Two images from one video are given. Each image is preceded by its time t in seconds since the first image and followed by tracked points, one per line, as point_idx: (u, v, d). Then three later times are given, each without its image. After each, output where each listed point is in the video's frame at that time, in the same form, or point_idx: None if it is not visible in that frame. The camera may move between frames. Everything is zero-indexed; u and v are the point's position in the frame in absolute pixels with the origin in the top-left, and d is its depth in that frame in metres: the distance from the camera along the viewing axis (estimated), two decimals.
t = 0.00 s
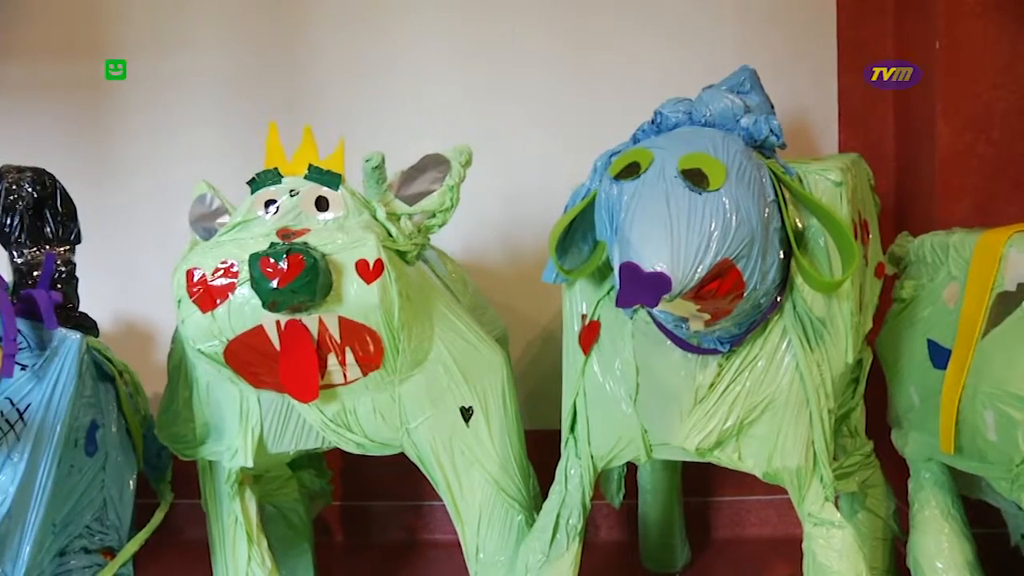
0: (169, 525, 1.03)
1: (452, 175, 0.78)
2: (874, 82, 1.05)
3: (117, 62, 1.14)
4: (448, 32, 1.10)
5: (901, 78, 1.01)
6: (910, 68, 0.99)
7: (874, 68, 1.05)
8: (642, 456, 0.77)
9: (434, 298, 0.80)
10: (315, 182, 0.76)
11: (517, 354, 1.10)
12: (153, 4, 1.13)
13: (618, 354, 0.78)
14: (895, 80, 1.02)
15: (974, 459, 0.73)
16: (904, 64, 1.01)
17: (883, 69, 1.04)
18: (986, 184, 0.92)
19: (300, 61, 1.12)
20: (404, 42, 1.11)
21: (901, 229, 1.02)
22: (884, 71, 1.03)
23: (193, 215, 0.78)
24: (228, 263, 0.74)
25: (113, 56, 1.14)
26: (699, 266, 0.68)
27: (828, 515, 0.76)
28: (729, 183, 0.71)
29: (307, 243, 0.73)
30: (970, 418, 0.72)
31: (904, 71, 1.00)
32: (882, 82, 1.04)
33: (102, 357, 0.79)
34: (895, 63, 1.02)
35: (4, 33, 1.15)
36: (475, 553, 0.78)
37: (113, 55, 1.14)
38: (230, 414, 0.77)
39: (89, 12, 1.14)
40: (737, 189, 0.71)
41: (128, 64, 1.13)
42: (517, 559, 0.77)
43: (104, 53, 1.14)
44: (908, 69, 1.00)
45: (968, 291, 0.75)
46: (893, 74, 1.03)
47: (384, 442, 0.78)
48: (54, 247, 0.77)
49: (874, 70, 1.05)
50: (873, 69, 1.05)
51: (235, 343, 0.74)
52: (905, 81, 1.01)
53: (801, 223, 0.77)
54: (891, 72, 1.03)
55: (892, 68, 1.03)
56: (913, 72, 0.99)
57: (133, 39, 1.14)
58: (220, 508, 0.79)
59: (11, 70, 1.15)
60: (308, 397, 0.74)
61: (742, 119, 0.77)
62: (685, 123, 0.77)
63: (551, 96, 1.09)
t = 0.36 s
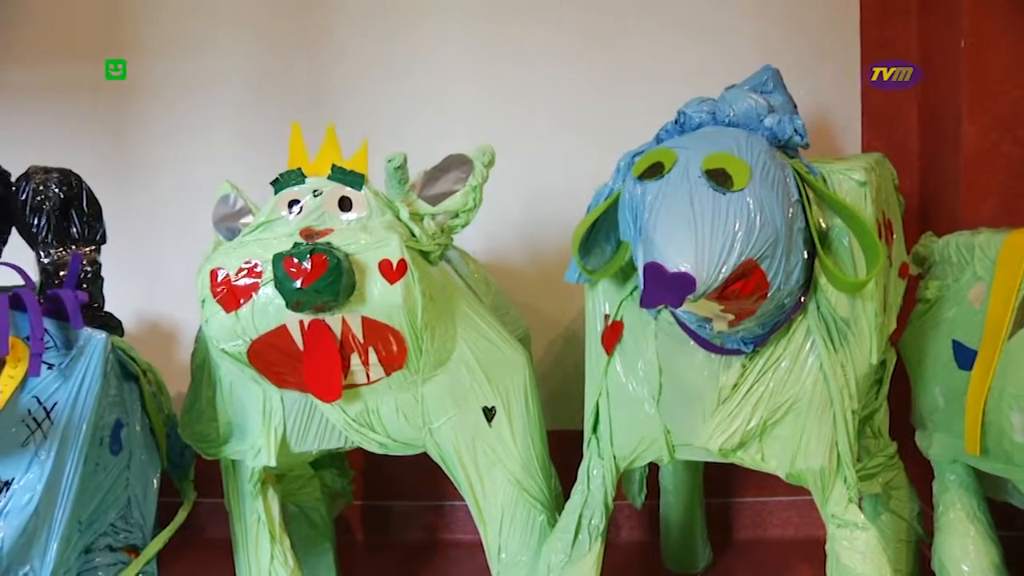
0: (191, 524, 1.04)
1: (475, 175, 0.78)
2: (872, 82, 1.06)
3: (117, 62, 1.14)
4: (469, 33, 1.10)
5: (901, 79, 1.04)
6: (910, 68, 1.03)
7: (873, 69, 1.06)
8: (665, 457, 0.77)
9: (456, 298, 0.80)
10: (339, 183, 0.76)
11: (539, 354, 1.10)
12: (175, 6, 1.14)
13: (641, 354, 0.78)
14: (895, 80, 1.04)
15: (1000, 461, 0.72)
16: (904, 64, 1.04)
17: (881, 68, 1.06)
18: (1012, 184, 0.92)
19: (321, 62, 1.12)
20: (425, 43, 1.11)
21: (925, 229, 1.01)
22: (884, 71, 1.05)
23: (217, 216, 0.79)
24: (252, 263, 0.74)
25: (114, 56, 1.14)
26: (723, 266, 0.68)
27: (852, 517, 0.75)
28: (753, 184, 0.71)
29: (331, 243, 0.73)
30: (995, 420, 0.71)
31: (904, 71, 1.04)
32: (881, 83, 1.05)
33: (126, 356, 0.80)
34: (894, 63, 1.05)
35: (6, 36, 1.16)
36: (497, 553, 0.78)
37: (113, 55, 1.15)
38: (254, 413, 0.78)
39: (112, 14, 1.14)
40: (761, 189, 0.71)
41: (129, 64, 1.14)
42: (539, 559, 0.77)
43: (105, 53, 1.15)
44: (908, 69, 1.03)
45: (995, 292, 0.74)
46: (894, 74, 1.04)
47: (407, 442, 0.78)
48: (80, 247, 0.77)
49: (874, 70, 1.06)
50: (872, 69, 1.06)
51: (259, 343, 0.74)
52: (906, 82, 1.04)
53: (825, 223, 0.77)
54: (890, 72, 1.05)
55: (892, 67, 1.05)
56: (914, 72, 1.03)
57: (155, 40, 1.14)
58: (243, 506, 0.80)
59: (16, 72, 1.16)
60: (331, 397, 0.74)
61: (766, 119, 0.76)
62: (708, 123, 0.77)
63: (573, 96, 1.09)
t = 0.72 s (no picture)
0: (206, 523, 1.04)
1: (490, 175, 0.78)
2: (872, 82, 1.07)
3: (116, 62, 1.15)
4: (485, 33, 1.10)
5: (901, 79, 1.05)
6: (910, 68, 1.05)
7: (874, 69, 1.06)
8: (679, 457, 0.77)
9: (472, 298, 0.80)
10: (354, 183, 0.76)
11: (553, 354, 1.09)
12: (191, 6, 1.14)
13: (657, 354, 0.78)
14: (896, 80, 1.05)
15: (1019, 463, 0.72)
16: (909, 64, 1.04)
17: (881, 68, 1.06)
18: None
19: (337, 63, 1.12)
20: (441, 43, 1.11)
21: (941, 229, 1.01)
22: (884, 72, 1.06)
23: (232, 216, 0.79)
24: (267, 263, 0.74)
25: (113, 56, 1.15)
26: (739, 266, 0.68)
27: (868, 518, 0.75)
28: (770, 184, 0.71)
29: (346, 243, 0.73)
30: (1014, 422, 0.71)
31: (904, 71, 1.05)
32: (883, 82, 1.06)
33: (142, 355, 0.81)
34: (894, 63, 1.06)
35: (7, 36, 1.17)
36: (512, 553, 0.78)
37: (113, 55, 1.15)
38: (270, 413, 0.78)
39: (128, 14, 1.15)
40: (778, 190, 0.70)
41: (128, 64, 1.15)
42: (554, 559, 0.77)
43: (105, 53, 1.15)
44: (908, 69, 1.05)
45: (1012, 291, 0.74)
46: (894, 74, 1.05)
47: (422, 442, 0.78)
48: (98, 248, 0.77)
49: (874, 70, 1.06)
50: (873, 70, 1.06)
51: (275, 343, 0.74)
52: (905, 82, 1.05)
53: (841, 223, 0.76)
54: (891, 72, 1.06)
55: (892, 67, 1.06)
56: (913, 73, 1.04)
57: (171, 41, 1.14)
58: (259, 506, 0.80)
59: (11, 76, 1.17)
60: (348, 397, 0.75)
61: (782, 119, 0.76)
62: (724, 123, 0.76)
63: (588, 96, 1.09)
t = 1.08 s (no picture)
0: (226, 522, 1.05)
1: (511, 175, 0.79)
2: (871, 82, 1.07)
3: (116, 62, 1.16)
4: (505, 33, 1.10)
5: (902, 79, 1.06)
6: (909, 68, 1.05)
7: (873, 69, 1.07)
8: (700, 457, 0.77)
9: (492, 298, 0.80)
10: (375, 183, 0.76)
11: (573, 354, 1.09)
12: (211, 7, 1.15)
13: (678, 355, 0.78)
14: (896, 80, 1.06)
15: None
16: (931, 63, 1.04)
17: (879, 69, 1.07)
18: None
19: (357, 63, 1.12)
20: (461, 43, 1.11)
21: (964, 228, 1.00)
22: (884, 72, 1.06)
23: (253, 216, 0.79)
24: (289, 263, 0.74)
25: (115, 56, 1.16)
26: (761, 267, 0.67)
27: (890, 520, 0.74)
28: (791, 184, 0.71)
29: (367, 243, 0.73)
30: None
31: (904, 72, 1.06)
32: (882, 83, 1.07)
33: (163, 355, 0.81)
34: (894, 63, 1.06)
35: (10, 37, 1.18)
36: (532, 553, 0.78)
37: (114, 55, 1.16)
38: (290, 413, 0.78)
39: (150, 16, 1.15)
40: (800, 190, 0.70)
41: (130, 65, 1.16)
42: (574, 559, 0.77)
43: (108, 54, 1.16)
44: (907, 69, 1.05)
45: None
46: (894, 74, 1.06)
47: (442, 442, 0.78)
48: (120, 248, 0.78)
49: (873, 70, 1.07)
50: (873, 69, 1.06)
51: (296, 344, 0.74)
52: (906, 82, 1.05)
53: (863, 223, 0.76)
54: (890, 72, 1.06)
55: (891, 68, 1.06)
56: (913, 72, 1.05)
57: (192, 42, 1.15)
58: (279, 506, 0.80)
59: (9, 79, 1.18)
60: (368, 397, 0.75)
61: (803, 119, 0.76)
62: (745, 123, 0.76)
63: (608, 96, 1.09)
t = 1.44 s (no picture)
0: (245, 521, 1.05)
1: (532, 175, 0.79)
2: (872, 82, 1.06)
3: (117, 62, 1.17)
4: (526, 33, 1.10)
5: (902, 79, 1.06)
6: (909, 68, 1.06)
7: (874, 69, 1.06)
8: (720, 458, 0.77)
9: (513, 298, 0.80)
10: (396, 183, 0.76)
11: (592, 354, 1.09)
12: (232, 8, 1.15)
13: (698, 355, 0.78)
14: (895, 80, 1.06)
15: None
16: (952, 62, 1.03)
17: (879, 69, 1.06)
18: None
19: (377, 63, 1.13)
20: (481, 43, 1.11)
21: (987, 228, 1.00)
22: (884, 71, 1.06)
23: (274, 216, 0.80)
24: (309, 263, 0.74)
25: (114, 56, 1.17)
26: (783, 267, 0.67)
27: (912, 522, 0.74)
28: (813, 184, 0.70)
29: (388, 243, 0.74)
30: None
31: (903, 72, 1.06)
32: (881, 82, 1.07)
33: (184, 354, 0.81)
34: (893, 63, 1.06)
35: (8, 36, 1.19)
36: (551, 553, 0.78)
37: (114, 55, 1.17)
38: (310, 413, 0.78)
39: (170, 17, 1.16)
40: (822, 190, 0.70)
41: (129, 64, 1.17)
42: (594, 559, 0.76)
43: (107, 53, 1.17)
44: (906, 69, 1.06)
45: None
46: (894, 74, 1.06)
47: (462, 442, 0.78)
48: (142, 248, 0.78)
49: (874, 70, 1.06)
50: (874, 69, 1.06)
51: (316, 343, 0.74)
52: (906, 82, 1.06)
53: (884, 223, 0.76)
54: (890, 72, 1.06)
55: (891, 68, 1.06)
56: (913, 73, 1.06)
57: (213, 43, 1.15)
58: (299, 505, 0.80)
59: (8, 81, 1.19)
60: (389, 396, 0.75)
61: (825, 118, 0.76)
62: (766, 123, 0.76)
63: (629, 95, 1.09)
